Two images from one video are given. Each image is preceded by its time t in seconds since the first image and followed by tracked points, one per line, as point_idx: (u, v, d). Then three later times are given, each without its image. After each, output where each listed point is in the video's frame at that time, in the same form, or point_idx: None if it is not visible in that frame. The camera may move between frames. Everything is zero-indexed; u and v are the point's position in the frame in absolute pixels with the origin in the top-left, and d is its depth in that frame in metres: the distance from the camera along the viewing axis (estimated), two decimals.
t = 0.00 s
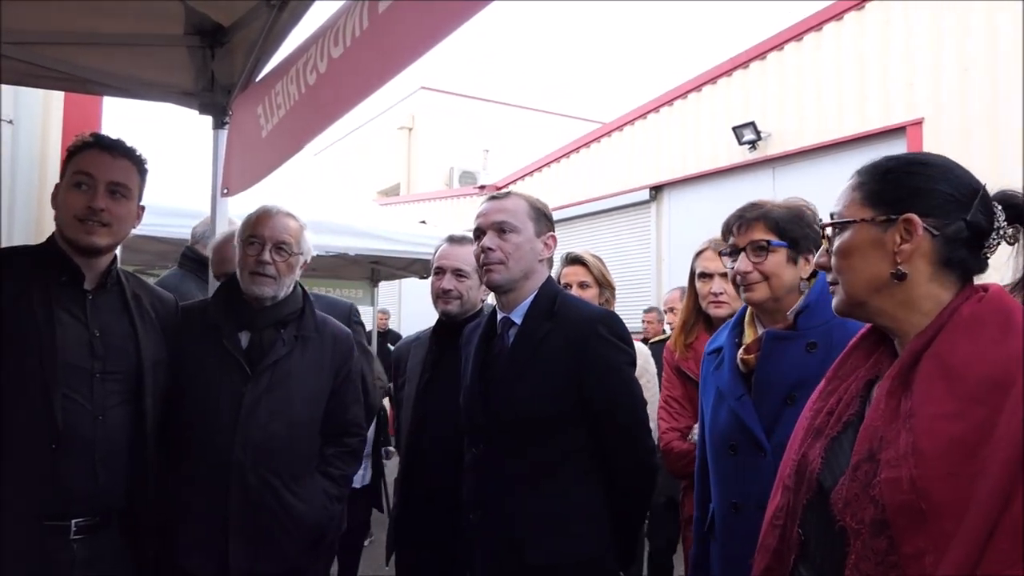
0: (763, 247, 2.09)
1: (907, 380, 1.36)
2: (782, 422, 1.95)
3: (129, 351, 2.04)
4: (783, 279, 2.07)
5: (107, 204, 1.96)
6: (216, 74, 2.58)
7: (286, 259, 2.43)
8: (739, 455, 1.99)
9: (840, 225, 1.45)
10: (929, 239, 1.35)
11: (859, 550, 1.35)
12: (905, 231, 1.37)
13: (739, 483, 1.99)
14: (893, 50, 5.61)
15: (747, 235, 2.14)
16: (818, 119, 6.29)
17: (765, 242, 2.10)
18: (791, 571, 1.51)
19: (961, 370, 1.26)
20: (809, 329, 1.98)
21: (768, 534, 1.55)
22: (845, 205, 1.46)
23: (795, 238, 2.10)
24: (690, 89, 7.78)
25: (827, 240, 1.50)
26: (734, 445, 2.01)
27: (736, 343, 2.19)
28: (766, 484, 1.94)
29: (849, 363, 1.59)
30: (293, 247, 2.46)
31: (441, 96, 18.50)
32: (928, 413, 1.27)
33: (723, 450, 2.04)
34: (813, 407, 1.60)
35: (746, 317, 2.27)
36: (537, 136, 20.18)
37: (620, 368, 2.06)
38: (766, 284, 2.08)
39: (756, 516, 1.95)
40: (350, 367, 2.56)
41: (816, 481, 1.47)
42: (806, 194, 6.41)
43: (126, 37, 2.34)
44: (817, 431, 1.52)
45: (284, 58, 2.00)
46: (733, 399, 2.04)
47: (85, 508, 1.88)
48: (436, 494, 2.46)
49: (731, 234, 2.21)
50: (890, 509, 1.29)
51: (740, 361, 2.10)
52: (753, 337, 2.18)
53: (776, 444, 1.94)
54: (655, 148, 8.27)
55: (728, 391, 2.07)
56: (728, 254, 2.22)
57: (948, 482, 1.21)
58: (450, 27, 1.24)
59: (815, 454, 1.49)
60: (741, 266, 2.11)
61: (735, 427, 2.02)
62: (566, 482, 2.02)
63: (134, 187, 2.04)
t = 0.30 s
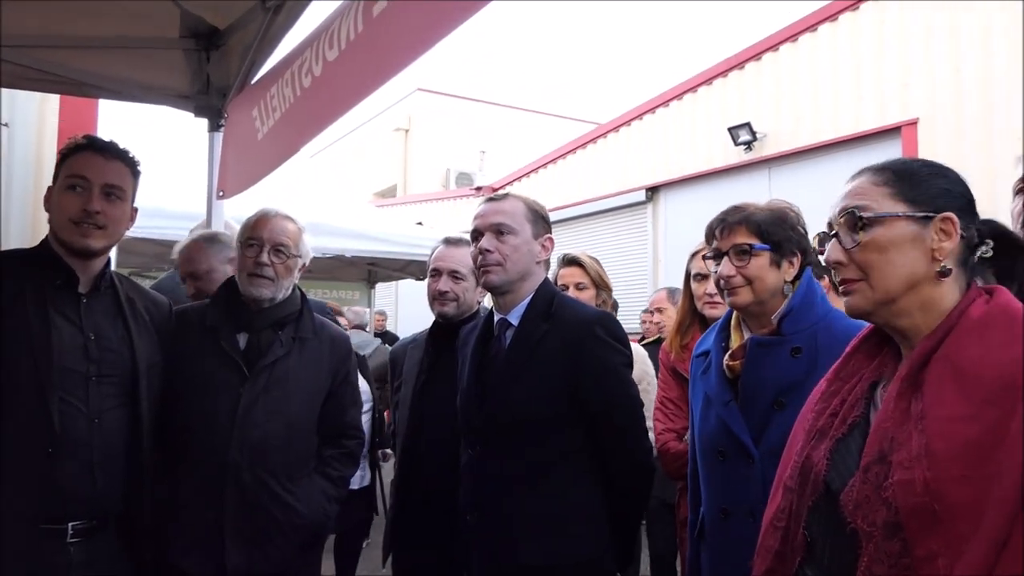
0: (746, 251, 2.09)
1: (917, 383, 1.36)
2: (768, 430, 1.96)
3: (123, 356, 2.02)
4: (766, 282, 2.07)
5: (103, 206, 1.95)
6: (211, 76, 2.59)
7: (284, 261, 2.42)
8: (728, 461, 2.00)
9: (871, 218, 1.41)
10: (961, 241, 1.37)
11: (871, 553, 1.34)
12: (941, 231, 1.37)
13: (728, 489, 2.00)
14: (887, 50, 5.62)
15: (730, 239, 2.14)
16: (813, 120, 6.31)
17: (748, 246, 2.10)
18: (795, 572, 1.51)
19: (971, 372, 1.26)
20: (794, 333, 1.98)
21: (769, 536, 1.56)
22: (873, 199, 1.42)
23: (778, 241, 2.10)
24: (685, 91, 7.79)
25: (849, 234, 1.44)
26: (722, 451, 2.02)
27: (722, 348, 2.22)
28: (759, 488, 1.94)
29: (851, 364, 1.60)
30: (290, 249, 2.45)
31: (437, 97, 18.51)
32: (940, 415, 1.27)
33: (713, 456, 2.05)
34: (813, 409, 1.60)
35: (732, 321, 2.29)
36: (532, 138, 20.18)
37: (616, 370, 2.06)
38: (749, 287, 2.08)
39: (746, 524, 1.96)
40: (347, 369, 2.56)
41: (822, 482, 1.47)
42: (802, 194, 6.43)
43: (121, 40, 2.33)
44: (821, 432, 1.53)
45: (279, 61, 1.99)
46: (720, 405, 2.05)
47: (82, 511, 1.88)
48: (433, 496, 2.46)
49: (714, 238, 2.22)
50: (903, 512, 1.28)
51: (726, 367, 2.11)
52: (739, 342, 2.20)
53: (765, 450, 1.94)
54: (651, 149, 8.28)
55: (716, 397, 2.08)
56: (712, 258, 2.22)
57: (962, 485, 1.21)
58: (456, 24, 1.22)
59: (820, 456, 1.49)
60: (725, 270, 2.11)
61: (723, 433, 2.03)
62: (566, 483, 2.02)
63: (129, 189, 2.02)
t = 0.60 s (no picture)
0: (737, 255, 2.09)
1: (921, 384, 1.37)
2: (762, 433, 1.95)
3: (119, 360, 2.02)
4: (758, 287, 2.07)
5: (98, 210, 1.94)
6: (208, 80, 2.58)
7: (283, 265, 2.42)
8: (722, 465, 2.01)
9: (883, 221, 1.40)
10: (967, 245, 1.39)
11: (876, 554, 1.34)
12: (948, 234, 1.38)
13: (722, 492, 2.00)
14: (883, 52, 5.64)
15: (721, 243, 2.14)
16: (809, 121, 6.33)
17: (739, 250, 2.10)
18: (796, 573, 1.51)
19: (976, 373, 1.26)
20: (787, 337, 1.98)
21: (769, 538, 1.57)
22: (885, 201, 1.42)
23: (769, 245, 2.10)
24: (681, 92, 7.81)
25: (861, 235, 1.43)
26: (715, 456, 2.03)
27: (715, 351, 2.22)
28: (753, 490, 1.94)
29: (850, 367, 1.60)
30: (290, 253, 2.45)
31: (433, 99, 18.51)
32: (946, 417, 1.28)
33: (705, 459, 2.06)
34: (812, 411, 1.60)
35: (725, 325, 2.30)
36: (529, 140, 20.20)
37: (614, 372, 2.06)
38: (740, 291, 2.08)
39: (739, 528, 1.96)
40: (346, 372, 2.55)
41: (825, 484, 1.46)
42: (798, 196, 6.45)
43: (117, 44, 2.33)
44: (822, 434, 1.53)
45: (275, 64, 1.99)
46: (714, 409, 2.04)
47: (79, 516, 1.88)
48: (432, 500, 2.46)
49: (705, 242, 2.22)
50: (909, 513, 1.28)
51: (719, 371, 2.10)
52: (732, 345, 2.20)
53: (759, 455, 1.94)
54: (647, 151, 8.29)
55: (709, 401, 2.07)
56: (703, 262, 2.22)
57: (969, 486, 1.21)
58: (455, 25, 1.22)
59: (822, 457, 1.49)
60: (716, 274, 2.11)
61: (717, 438, 2.03)
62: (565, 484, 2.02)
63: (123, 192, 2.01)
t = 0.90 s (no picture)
0: (734, 257, 2.09)
1: (915, 389, 1.37)
2: (761, 434, 1.95)
3: (117, 361, 2.02)
4: (755, 289, 2.07)
5: (97, 213, 1.94)
6: (206, 82, 2.58)
7: (282, 267, 2.42)
8: (722, 467, 2.00)
9: (876, 226, 1.41)
10: (964, 249, 1.38)
11: (867, 556, 1.34)
12: (945, 238, 1.38)
13: (720, 494, 2.00)
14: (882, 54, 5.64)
15: (718, 246, 2.14)
16: (808, 124, 6.33)
17: (736, 253, 2.09)
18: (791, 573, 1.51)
19: (970, 378, 1.26)
20: (786, 338, 1.98)
21: (763, 539, 1.56)
22: (880, 207, 1.42)
23: (766, 247, 2.10)
24: (680, 95, 7.80)
25: (855, 240, 1.44)
26: (715, 458, 2.02)
27: (713, 354, 2.22)
28: (753, 490, 1.93)
29: (846, 369, 1.60)
30: (288, 255, 2.45)
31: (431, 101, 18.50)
32: (940, 421, 1.28)
33: (706, 462, 2.05)
34: (807, 412, 1.60)
35: (723, 327, 2.30)
36: (528, 142, 20.22)
37: (613, 373, 2.05)
38: (738, 293, 2.09)
39: (740, 528, 1.96)
40: (343, 375, 2.55)
41: (818, 485, 1.46)
42: (797, 198, 6.45)
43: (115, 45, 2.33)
44: (817, 435, 1.53)
45: (273, 66, 1.99)
46: (713, 411, 2.04)
47: (76, 517, 1.87)
48: (429, 502, 2.46)
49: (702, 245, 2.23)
50: (900, 516, 1.28)
51: (718, 373, 2.11)
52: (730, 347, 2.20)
53: (758, 456, 1.93)
54: (646, 153, 8.29)
55: (708, 403, 2.07)
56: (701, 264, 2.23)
57: (963, 490, 1.21)
58: (455, 26, 1.21)
59: (816, 459, 1.49)
60: (714, 277, 2.12)
61: (716, 440, 2.03)
62: (565, 485, 2.02)
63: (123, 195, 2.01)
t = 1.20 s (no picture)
0: (741, 256, 2.09)
1: (907, 393, 1.36)
2: (764, 428, 1.95)
3: (115, 363, 2.02)
4: (761, 286, 2.07)
5: (97, 214, 1.94)
6: (204, 82, 2.57)
7: (278, 270, 2.41)
8: (724, 461, 2.00)
9: (844, 239, 1.44)
10: (942, 251, 1.35)
11: (858, 559, 1.33)
12: (918, 243, 1.36)
13: (721, 488, 1.99)
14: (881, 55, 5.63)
15: (725, 244, 2.13)
16: (808, 125, 6.32)
17: (743, 251, 2.09)
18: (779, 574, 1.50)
19: (962, 382, 1.26)
20: (791, 333, 1.98)
21: (753, 539, 1.55)
22: (848, 219, 1.44)
23: (772, 245, 2.10)
24: (680, 96, 7.80)
25: (829, 253, 1.47)
26: (718, 452, 2.01)
27: (719, 349, 2.21)
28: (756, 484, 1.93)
29: (840, 369, 1.60)
30: (284, 257, 2.45)
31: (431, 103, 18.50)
32: (932, 425, 1.27)
33: (709, 457, 2.04)
34: (801, 413, 1.59)
35: (729, 324, 2.28)
36: (528, 143, 20.23)
37: (613, 374, 2.04)
38: (745, 291, 2.08)
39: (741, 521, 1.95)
40: (341, 376, 2.55)
41: (809, 488, 1.46)
42: (797, 199, 6.44)
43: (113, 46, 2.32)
44: (809, 436, 1.52)
45: (273, 67, 1.98)
46: (717, 405, 2.03)
47: (74, 519, 1.86)
48: (427, 503, 2.45)
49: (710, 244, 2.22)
50: (891, 520, 1.27)
51: (723, 367, 2.09)
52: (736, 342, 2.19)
53: (761, 450, 1.94)
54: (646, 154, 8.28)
55: (712, 397, 2.06)
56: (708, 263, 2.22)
57: (953, 494, 1.21)
58: (453, 24, 1.21)
59: (807, 460, 1.48)
60: (720, 275, 2.11)
61: (720, 434, 2.02)
62: (565, 485, 2.01)
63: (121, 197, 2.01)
